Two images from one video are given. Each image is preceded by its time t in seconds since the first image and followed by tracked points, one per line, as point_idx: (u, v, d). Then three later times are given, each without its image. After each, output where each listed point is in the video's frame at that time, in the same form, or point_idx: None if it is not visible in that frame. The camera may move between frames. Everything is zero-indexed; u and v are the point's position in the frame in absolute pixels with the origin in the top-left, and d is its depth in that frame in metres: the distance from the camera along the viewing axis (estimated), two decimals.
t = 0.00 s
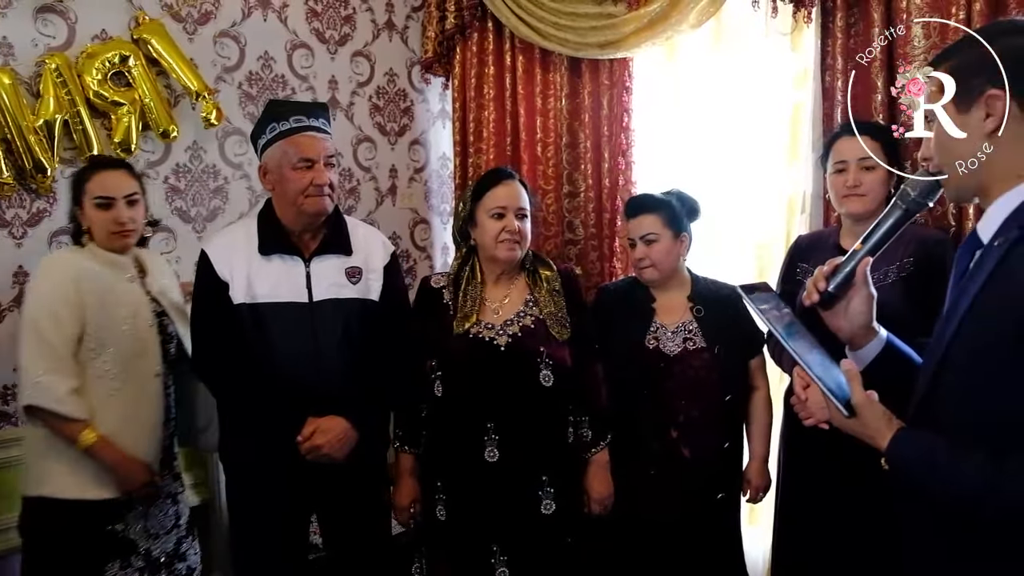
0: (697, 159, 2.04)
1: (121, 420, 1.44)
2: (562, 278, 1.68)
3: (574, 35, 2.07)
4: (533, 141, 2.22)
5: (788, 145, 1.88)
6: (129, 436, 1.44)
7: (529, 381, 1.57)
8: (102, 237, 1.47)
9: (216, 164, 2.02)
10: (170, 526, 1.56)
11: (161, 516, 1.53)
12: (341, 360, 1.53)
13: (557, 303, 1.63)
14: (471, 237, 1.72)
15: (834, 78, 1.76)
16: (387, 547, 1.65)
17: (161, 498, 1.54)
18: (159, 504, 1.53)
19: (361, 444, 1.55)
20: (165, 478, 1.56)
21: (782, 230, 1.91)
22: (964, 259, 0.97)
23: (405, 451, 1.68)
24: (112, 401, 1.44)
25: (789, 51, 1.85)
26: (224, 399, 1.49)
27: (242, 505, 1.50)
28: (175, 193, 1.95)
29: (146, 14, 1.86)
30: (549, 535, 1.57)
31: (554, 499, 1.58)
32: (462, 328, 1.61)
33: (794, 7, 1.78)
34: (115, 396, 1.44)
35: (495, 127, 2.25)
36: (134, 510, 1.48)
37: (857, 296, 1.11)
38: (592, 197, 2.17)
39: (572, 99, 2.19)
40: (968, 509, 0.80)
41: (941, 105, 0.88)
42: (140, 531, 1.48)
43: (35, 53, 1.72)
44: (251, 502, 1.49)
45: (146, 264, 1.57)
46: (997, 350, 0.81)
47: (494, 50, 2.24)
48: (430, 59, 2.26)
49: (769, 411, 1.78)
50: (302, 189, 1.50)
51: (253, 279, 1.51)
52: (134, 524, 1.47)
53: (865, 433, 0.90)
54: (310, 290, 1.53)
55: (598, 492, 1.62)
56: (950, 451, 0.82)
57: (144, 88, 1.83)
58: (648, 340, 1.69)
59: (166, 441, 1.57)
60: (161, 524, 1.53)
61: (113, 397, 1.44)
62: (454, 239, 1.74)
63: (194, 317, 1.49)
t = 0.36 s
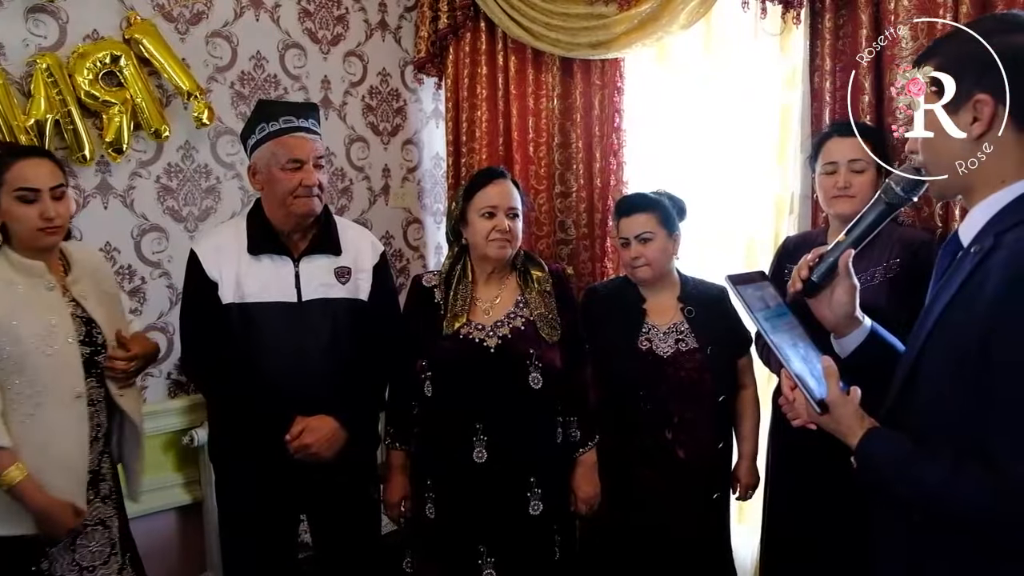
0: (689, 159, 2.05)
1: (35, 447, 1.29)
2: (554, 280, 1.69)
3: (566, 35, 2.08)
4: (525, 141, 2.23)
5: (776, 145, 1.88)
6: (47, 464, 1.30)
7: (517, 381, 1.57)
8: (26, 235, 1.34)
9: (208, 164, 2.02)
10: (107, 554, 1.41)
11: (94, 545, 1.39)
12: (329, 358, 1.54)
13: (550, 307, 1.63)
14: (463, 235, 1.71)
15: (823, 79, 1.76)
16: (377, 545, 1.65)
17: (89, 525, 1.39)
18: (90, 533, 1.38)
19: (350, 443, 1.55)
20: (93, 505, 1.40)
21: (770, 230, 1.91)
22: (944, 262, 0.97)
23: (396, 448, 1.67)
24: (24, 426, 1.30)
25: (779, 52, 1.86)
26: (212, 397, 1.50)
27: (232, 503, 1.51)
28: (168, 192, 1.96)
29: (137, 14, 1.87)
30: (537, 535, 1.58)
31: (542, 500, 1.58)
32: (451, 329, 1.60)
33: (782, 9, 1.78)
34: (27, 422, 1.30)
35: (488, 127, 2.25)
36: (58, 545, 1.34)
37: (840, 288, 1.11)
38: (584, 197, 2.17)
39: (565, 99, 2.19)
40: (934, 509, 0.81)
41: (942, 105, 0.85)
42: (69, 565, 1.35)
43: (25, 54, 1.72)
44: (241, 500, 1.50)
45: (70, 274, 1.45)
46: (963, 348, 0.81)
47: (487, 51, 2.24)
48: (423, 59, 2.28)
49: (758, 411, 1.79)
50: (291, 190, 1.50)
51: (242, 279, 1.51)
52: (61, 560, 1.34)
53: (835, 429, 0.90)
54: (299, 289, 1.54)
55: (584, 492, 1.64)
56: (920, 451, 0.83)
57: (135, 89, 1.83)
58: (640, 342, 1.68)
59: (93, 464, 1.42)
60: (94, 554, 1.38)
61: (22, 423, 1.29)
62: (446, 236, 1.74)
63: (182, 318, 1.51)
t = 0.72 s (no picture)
0: (683, 157, 2.06)
1: (18, 441, 1.29)
2: (551, 280, 1.69)
3: (561, 34, 2.08)
4: (519, 139, 2.24)
5: (768, 145, 1.89)
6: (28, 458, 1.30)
7: (510, 381, 1.58)
8: (14, 231, 1.34)
9: (202, 161, 2.03)
10: (97, 559, 1.42)
11: (86, 549, 1.40)
12: (323, 355, 1.54)
13: (545, 306, 1.64)
14: (461, 233, 1.72)
15: (814, 80, 1.77)
16: (370, 541, 1.66)
17: (83, 528, 1.40)
18: (78, 537, 1.39)
19: (342, 438, 1.56)
20: (88, 508, 1.41)
21: (762, 230, 1.92)
22: (927, 256, 0.99)
23: (393, 442, 1.69)
24: (6, 419, 1.29)
25: (772, 53, 1.87)
26: (208, 392, 1.51)
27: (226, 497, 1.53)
28: (162, 189, 1.96)
29: (132, 11, 1.87)
30: (529, 532, 1.59)
31: (534, 500, 1.58)
32: (447, 328, 1.62)
33: (775, 10, 1.79)
34: (11, 414, 1.29)
35: (483, 125, 2.26)
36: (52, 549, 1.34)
37: (823, 276, 1.12)
38: (577, 195, 2.18)
39: (559, 97, 2.20)
40: (907, 505, 0.82)
41: (941, 106, 0.85)
42: (60, 569, 1.36)
43: (20, 50, 1.72)
44: (235, 493, 1.52)
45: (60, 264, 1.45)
46: (940, 338, 0.83)
47: (482, 49, 2.25)
48: (418, 57, 2.27)
49: (748, 409, 1.81)
50: (286, 187, 1.51)
51: (236, 276, 1.52)
52: (51, 563, 1.34)
53: (809, 418, 0.94)
54: (292, 286, 1.54)
55: (577, 492, 1.65)
56: (896, 451, 0.84)
57: (130, 85, 1.83)
58: (634, 340, 1.69)
59: (85, 463, 1.41)
60: (84, 557, 1.40)
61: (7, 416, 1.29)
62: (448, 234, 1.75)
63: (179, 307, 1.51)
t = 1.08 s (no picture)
0: (674, 155, 2.09)
1: (17, 437, 1.32)
2: (548, 277, 1.71)
3: (553, 32, 2.10)
4: (511, 136, 2.26)
5: (757, 144, 1.92)
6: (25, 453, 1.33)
7: (503, 375, 1.60)
8: (34, 225, 1.35)
9: (196, 157, 2.04)
10: (100, 556, 1.43)
11: (86, 545, 1.41)
12: (316, 348, 1.56)
13: (540, 304, 1.66)
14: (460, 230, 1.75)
15: (801, 80, 1.79)
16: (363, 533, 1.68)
17: (84, 524, 1.40)
18: (78, 533, 1.40)
19: (336, 430, 1.58)
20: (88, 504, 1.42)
21: (750, 227, 1.95)
22: (906, 254, 1.03)
23: (389, 436, 1.71)
24: (5, 414, 1.32)
25: (761, 53, 1.89)
26: (201, 386, 1.52)
27: (219, 490, 1.54)
28: (156, 185, 1.97)
29: (126, 7, 1.87)
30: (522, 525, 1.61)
31: (527, 495, 1.61)
32: (443, 324, 1.64)
33: (764, 10, 1.82)
34: (9, 409, 1.32)
35: (474, 122, 2.28)
36: (48, 539, 1.36)
37: (804, 275, 1.14)
38: (568, 192, 2.20)
39: (551, 95, 2.22)
40: (889, 495, 0.85)
41: (941, 106, 0.85)
42: (58, 560, 1.37)
43: (14, 46, 1.73)
44: (229, 487, 1.53)
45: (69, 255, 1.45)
46: (913, 339, 0.87)
47: (475, 46, 2.27)
48: (410, 54, 2.28)
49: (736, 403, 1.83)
50: (280, 185, 1.53)
51: (230, 268, 1.54)
52: (47, 554, 1.35)
53: (790, 416, 0.97)
54: (287, 279, 1.56)
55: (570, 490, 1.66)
56: (872, 449, 0.88)
57: (124, 81, 1.84)
58: (624, 335, 1.72)
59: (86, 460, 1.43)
60: (85, 554, 1.40)
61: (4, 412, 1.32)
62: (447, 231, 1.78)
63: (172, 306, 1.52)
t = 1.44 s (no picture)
0: (659, 151, 2.11)
1: (16, 432, 1.32)
2: (541, 273, 1.74)
3: (540, 29, 2.12)
4: (498, 132, 2.28)
5: (741, 142, 1.94)
6: (28, 449, 1.33)
7: (493, 368, 1.62)
8: (12, 219, 1.36)
9: (184, 151, 2.04)
10: (88, 550, 1.43)
11: (77, 541, 1.42)
12: (306, 342, 1.58)
13: (534, 299, 1.68)
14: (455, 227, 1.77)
15: (784, 79, 1.82)
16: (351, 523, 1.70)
17: (75, 519, 1.42)
18: (71, 527, 1.41)
19: (325, 422, 1.60)
20: (80, 499, 1.43)
21: (732, 224, 1.98)
22: (885, 251, 1.06)
23: (383, 430, 1.73)
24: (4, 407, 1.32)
25: (745, 52, 1.92)
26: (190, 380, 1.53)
27: (209, 482, 1.55)
28: (145, 178, 1.98)
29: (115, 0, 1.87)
30: (511, 519, 1.62)
31: (518, 489, 1.62)
32: (436, 318, 1.66)
33: (749, 10, 1.84)
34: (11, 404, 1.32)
35: (462, 117, 2.30)
36: (40, 537, 1.36)
37: (787, 270, 1.17)
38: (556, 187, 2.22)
39: (538, 92, 2.24)
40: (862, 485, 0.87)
41: (942, 105, 0.85)
42: (50, 558, 1.38)
43: (3, 38, 1.73)
44: (218, 479, 1.55)
45: (49, 250, 1.46)
46: (886, 332, 0.90)
47: (462, 42, 2.28)
48: (399, 49, 2.30)
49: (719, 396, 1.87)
50: (271, 182, 1.54)
51: (220, 260, 1.55)
52: (41, 552, 1.36)
53: (770, 409, 1.00)
54: (277, 272, 1.58)
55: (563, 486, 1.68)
56: (846, 439, 0.91)
57: (113, 75, 1.84)
58: (610, 328, 1.74)
59: (76, 455, 1.44)
60: (76, 549, 1.41)
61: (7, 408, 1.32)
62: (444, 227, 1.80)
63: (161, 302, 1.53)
